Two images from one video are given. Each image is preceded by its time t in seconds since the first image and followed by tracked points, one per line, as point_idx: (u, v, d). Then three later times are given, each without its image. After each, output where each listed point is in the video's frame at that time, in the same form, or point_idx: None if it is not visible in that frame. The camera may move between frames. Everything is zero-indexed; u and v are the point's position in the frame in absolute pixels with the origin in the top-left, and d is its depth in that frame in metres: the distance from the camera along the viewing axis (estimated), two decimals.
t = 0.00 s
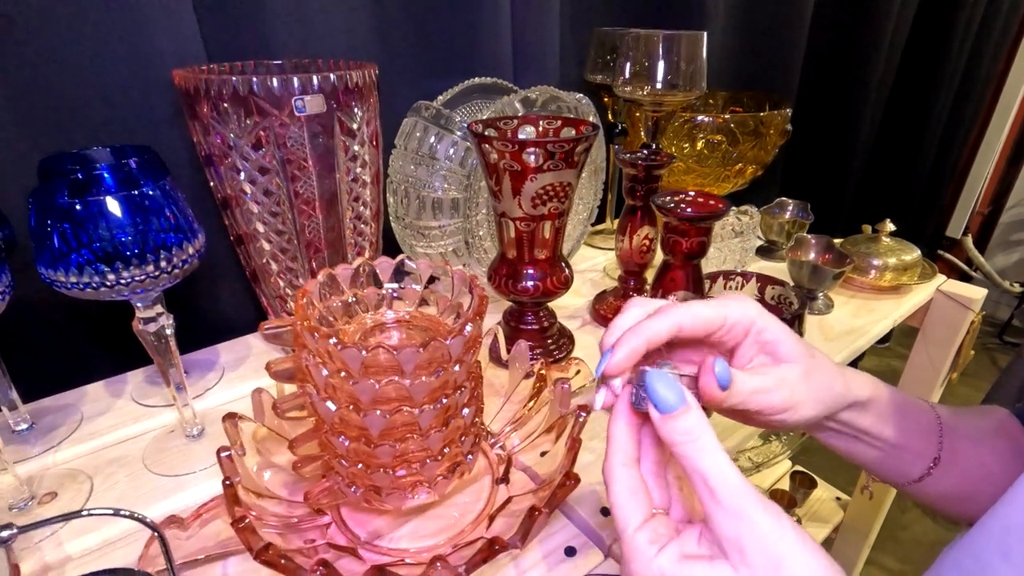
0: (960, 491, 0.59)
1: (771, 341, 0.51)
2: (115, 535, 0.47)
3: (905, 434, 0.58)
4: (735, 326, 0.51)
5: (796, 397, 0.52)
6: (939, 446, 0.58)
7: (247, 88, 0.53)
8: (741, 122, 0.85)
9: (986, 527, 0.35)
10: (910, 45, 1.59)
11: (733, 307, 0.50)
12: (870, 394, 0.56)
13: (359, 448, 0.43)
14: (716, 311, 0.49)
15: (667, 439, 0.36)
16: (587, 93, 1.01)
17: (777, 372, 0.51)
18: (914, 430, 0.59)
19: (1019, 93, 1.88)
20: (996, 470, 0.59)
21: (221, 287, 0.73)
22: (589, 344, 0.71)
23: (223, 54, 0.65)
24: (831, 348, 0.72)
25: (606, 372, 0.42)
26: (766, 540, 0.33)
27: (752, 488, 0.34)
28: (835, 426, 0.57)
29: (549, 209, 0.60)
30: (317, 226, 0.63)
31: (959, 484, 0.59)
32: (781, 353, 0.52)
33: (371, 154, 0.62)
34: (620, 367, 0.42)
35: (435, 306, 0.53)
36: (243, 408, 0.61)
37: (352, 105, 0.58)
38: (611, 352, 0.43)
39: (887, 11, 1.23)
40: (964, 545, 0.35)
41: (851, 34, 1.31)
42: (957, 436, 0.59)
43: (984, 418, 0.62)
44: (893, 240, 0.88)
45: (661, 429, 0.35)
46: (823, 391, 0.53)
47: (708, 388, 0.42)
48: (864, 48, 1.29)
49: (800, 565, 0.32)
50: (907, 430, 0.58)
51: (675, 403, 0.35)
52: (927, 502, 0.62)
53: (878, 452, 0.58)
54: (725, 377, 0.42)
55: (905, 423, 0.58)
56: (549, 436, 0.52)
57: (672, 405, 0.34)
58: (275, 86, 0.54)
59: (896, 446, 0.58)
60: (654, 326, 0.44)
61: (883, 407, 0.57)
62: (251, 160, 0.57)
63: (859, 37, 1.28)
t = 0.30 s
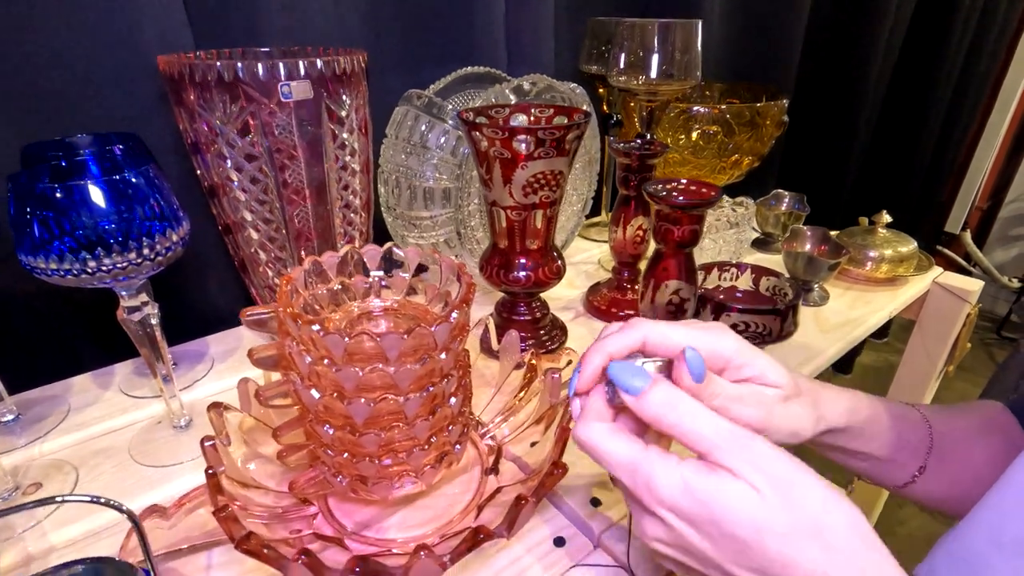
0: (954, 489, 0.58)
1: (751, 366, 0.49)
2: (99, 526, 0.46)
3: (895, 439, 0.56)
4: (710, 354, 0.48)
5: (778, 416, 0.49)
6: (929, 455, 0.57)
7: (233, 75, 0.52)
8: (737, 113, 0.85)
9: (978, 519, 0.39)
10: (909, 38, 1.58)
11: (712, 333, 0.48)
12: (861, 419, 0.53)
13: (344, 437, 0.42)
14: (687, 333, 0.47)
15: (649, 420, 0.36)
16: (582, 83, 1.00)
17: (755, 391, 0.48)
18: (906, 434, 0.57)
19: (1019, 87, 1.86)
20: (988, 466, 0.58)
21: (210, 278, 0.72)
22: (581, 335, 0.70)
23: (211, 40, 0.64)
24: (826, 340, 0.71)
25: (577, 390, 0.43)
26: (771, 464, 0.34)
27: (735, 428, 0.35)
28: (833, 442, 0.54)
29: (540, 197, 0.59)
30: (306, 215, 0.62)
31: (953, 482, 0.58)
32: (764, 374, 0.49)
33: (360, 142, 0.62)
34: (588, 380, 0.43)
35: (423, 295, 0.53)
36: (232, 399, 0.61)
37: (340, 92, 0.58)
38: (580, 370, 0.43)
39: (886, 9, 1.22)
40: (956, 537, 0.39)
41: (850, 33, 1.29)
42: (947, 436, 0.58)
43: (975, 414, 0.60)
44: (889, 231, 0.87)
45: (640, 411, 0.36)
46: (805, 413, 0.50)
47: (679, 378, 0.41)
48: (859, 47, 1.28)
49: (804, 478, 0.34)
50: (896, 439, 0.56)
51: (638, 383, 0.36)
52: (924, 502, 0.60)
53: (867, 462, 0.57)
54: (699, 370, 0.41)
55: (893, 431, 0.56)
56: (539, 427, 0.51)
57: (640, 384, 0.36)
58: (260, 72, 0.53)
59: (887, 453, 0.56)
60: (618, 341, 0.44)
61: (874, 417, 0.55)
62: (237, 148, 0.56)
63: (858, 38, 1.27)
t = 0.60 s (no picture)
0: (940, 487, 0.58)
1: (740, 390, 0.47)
2: (93, 519, 0.47)
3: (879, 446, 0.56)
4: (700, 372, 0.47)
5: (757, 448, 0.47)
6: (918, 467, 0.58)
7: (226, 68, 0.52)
8: (732, 108, 0.85)
9: (970, 506, 0.41)
10: (907, 33, 1.57)
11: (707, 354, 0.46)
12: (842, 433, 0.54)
13: (337, 430, 0.43)
14: (682, 345, 0.46)
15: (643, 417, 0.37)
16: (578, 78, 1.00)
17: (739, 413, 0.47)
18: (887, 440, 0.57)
19: (1017, 82, 1.86)
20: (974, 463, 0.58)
21: (205, 273, 0.72)
22: (576, 330, 0.71)
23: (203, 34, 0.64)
24: (820, 336, 0.71)
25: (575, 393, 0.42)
26: (760, 427, 0.36)
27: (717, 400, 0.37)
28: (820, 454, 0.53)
29: (534, 192, 0.59)
30: (299, 210, 0.62)
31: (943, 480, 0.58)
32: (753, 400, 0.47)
33: (354, 137, 0.62)
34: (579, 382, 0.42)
35: (416, 289, 0.54)
36: (227, 394, 0.61)
37: (333, 86, 0.57)
38: (575, 373, 0.43)
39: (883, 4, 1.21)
40: (948, 516, 0.42)
41: (849, 33, 1.28)
42: (931, 438, 0.58)
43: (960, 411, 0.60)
44: (884, 226, 0.87)
45: (633, 413, 0.37)
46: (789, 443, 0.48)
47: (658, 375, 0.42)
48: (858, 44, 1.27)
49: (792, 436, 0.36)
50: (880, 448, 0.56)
51: (621, 396, 0.37)
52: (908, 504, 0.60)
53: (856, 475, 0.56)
54: (677, 365, 0.42)
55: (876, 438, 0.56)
56: (531, 421, 0.51)
57: (626, 390, 0.37)
58: (253, 66, 0.53)
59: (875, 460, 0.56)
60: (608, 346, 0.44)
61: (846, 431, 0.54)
62: (230, 142, 0.56)
63: (858, 38, 1.26)
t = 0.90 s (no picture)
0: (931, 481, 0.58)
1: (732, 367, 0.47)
2: (89, 517, 0.47)
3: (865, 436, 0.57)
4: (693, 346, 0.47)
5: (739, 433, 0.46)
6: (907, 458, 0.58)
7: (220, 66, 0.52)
8: (729, 106, 0.85)
9: (962, 498, 0.41)
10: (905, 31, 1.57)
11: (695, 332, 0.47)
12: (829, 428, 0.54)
13: (332, 429, 0.43)
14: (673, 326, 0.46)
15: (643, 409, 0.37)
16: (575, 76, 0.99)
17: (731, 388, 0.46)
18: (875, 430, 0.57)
19: (1015, 79, 1.86)
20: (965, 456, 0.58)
21: (202, 272, 0.72)
22: (572, 328, 0.71)
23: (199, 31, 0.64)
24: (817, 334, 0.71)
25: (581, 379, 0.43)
26: (758, 425, 0.37)
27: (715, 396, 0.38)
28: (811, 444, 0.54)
29: (530, 190, 0.59)
30: (295, 208, 0.62)
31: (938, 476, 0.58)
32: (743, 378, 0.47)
33: (350, 135, 0.62)
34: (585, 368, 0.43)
35: (412, 288, 0.54)
36: (223, 392, 0.61)
37: (329, 84, 0.57)
38: (578, 361, 0.44)
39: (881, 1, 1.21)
40: (943, 510, 0.42)
41: (849, 33, 1.28)
42: (925, 434, 0.58)
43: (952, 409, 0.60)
44: (880, 224, 0.87)
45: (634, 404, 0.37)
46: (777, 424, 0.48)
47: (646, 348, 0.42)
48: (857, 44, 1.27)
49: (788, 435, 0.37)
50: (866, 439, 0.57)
51: (623, 387, 0.37)
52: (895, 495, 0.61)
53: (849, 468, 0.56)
54: (667, 339, 0.42)
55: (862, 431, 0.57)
56: (527, 419, 0.51)
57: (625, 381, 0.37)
58: (248, 64, 0.53)
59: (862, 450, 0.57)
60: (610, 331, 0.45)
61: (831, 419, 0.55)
62: (225, 140, 0.56)
63: (858, 38, 1.26)
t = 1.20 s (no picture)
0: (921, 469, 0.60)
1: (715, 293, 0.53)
2: (89, 515, 0.47)
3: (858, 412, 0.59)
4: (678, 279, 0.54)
5: (735, 340, 0.51)
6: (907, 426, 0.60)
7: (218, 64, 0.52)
8: (728, 104, 0.85)
9: (960, 493, 0.40)
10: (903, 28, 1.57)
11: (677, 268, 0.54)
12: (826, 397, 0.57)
13: (332, 427, 0.43)
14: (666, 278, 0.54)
15: (609, 426, 0.37)
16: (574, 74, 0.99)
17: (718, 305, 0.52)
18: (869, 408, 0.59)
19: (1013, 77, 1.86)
20: (957, 448, 0.59)
21: (201, 269, 0.72)
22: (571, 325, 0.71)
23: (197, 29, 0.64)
24: (815, 331, 0.72)
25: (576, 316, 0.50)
26: (709, 492, 0.35)
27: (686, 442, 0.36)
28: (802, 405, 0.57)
29: (529, 188, 0.59)
30: (294, 206, 0.62)
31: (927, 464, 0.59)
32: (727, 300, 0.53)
33: (349, 133, 0.61)
34: (580, 306, 0.49)
35: (412, 285, 0.54)
36: (223, 390, 0.61)
37: (328, 81, 0.57)
38: (573, 301, 0.50)
39: None
40: (941, 504, 0.41)
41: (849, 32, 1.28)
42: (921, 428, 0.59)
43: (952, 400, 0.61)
44: (879, 221, 0.88)
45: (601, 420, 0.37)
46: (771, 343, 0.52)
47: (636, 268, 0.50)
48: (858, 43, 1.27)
49: (738, 516, 0.36)
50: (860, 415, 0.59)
51: (587, 404, 0.37)
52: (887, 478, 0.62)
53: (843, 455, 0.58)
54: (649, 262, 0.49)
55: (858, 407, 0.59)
56: (526, 417, 0.51)
57: (592, 403, 0.37)
58: (246, 61, 0.53)
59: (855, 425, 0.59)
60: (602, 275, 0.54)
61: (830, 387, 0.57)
62: (224, 138, 0.56)
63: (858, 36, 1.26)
